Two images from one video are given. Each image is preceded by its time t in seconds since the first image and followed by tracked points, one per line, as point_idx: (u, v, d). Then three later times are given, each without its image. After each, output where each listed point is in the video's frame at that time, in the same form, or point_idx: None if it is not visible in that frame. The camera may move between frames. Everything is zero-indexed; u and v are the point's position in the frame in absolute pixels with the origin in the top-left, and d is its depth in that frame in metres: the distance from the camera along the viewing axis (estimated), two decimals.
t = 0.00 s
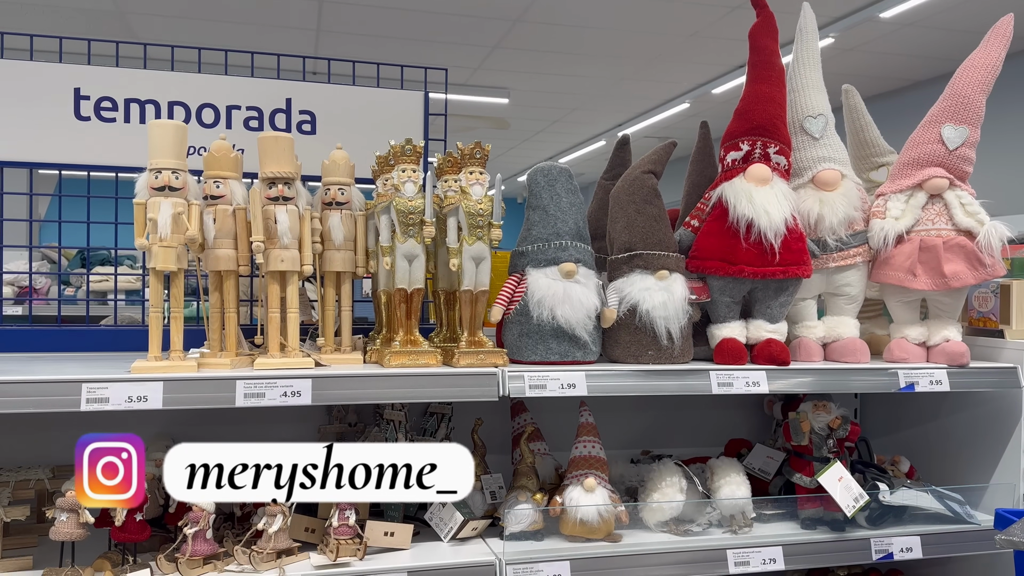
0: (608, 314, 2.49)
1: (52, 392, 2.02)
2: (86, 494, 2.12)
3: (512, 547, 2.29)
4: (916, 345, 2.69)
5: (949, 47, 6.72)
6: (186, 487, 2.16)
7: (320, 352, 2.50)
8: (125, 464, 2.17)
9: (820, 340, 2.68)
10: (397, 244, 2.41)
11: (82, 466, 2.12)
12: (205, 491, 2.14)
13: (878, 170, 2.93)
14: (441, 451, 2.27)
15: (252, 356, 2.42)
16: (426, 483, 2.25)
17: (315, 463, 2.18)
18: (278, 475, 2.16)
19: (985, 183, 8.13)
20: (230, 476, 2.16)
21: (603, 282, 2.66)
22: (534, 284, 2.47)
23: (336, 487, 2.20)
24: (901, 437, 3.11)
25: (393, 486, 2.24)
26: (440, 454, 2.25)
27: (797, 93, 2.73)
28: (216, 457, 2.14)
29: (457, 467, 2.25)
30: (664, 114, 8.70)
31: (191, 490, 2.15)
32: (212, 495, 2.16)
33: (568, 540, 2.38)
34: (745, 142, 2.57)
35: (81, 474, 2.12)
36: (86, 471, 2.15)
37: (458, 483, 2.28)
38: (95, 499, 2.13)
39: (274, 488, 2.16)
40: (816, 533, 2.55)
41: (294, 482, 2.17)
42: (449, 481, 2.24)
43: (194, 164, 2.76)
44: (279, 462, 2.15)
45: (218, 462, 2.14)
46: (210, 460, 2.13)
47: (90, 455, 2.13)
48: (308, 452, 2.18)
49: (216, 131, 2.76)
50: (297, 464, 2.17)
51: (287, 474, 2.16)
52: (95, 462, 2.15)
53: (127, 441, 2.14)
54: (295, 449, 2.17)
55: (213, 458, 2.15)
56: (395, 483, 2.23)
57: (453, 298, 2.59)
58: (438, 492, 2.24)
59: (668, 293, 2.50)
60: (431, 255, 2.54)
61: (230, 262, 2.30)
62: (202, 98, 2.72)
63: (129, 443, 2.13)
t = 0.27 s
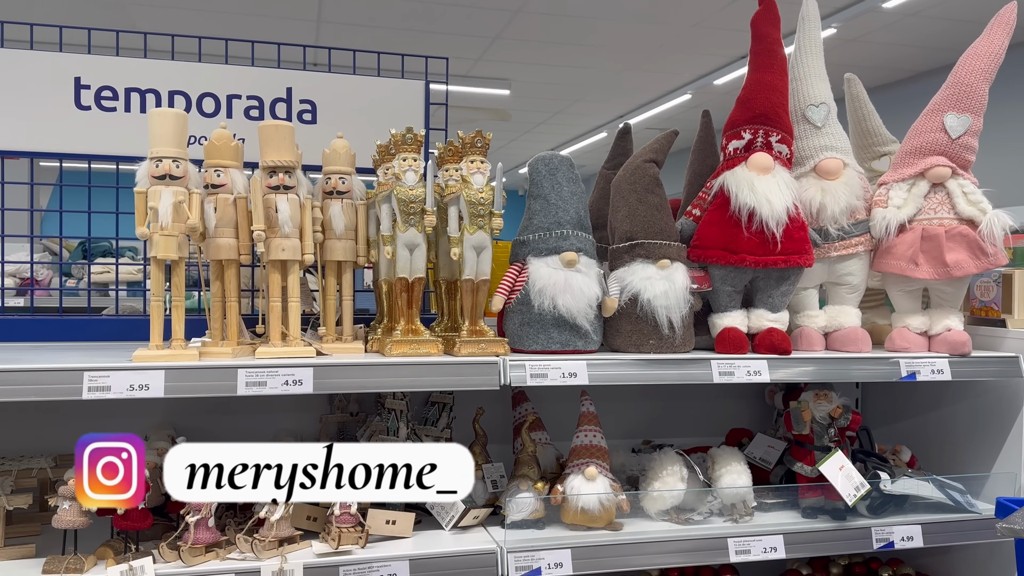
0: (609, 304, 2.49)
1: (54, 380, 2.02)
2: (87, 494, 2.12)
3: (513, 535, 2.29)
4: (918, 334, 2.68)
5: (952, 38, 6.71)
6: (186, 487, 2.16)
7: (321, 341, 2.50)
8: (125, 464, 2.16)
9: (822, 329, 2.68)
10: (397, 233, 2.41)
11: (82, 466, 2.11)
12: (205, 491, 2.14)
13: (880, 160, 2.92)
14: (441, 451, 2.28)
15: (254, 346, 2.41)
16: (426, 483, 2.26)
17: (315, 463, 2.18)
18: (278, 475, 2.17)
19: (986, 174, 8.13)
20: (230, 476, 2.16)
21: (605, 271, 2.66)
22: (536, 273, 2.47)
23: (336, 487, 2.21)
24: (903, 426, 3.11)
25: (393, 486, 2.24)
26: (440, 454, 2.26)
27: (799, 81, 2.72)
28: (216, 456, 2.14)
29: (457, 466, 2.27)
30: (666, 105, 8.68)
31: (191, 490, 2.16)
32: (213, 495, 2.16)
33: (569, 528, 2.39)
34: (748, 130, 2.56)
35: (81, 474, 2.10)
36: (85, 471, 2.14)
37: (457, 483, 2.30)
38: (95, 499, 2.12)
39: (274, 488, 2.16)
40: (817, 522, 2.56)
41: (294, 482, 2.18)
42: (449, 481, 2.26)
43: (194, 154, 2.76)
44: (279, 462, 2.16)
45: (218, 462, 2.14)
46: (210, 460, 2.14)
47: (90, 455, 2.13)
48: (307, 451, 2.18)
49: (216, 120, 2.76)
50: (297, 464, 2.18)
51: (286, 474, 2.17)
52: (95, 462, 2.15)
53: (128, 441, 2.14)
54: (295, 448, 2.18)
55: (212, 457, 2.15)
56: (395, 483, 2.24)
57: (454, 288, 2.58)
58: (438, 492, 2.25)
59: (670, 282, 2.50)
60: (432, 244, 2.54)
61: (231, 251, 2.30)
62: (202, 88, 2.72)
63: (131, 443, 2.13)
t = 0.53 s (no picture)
0: (611, 292, 2.48)
1: (56, 367, 2.02)
2: (87, 494, 2.12)
3: (516, 523, 2.30)
4: (921, 323, 2.67)
5: (956, 27, 6.68)
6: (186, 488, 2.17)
7: (322, 330, 2.50)
8: (125, 465, 2.16)
9: (824, 317, 2.67)
10: (399, 221, 2.40)
11: (82, 466, 2.11)
12: (205, 491, 2.15)
13: (884, 148, 2.91)
14: (441, 451, 2.30)
15: (255, 334, 2.40)
16: (426, 483, 2.29)
17: (315, 463, 2.19)
18: (278, 475, 2.18)
19: (988, 165, 8.13)
20: (230, 476, 2.16)
21: (606, 259, 2.64)
22: (537, 261, 2.46)
23: (336, 487, 2.21)
24: (905, 415, 3.10)
25: (393, 486, 2.25)
26: (440, 454, 2.28)
27: (802, 68, 2.71)
28: (216, 457, 2.16)
29: (457, 467, 2.30)
30: (668, 96, 8.66)
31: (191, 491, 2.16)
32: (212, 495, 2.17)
33: (570, 516, 2.39)
34: (750, 118, 2.55)
35: (81, 474, 2.10)
36: (85, 471, 2.14)
37: (457, 483, 2.32)
38: (95, 499, 2.12)
39: (274, 489, 2.17)
40: (819, 510, 2.56)
41: (294, 482, 2.19)
42: (449, 481, 2.28)
43: (194, 142, 2.75)
44: (279, 462, 2.17)
45: (218, 462, 2.16)
46: (210, 460, 2.15)
47: (90, 456, 2.13)
48: (307, 451, 2.19)
49: (217, 108, 2.75)
50: (297, 464, 2.19)
51: (286, 475, 2.18)
52: (95, 462, 2.15)
53: (128, 441, 2.15)
54: (295, 448, 2.19)
55: (213, 458, 2.17)
56: (396, 484, 2.25)
57: (456, 276, 2.57)
58: (438, 492, 2.28)
59: (671, 270, 2.49)
60: (433, 232, 2.54)
61: (232, 238, 2.29)
62: (202, 75, 2.70)
63: (130, 443, 2.13)
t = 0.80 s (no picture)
0: (613, 280, 2.47)
1: (56, 354, 2.02)
2: (87, 494, 2.10)
3: (517, 511, 2.29)
4: (924, 311, 2.67)
5: (961, 16, 6.64)
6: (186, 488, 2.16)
7: (324, 317, 2.49)
8: (125, 465, 2.15)
9: (827, 305, 2.66)
10: (400, 208, 2.39)
11: (82, 465, 2.10)
12: (205, 491, 2.14)
13: (887, 135, 2.89)
14: (440, 451, 2.30)
15: (256, 322, 2.39)
16: (425, 483, 2.30)
17: (315, 463, 2.21)
18: (278, 475, 2.19)
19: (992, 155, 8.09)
20: (230, 476, 2.18)
21: (608, 247, 2.63)
22: (539, 249, 2.45)
23: (336, 487, 2.22)
24: (907, 404, 3.09)
25: (393, 486, 2.26)
26: (439, 454, 2.28)
27: (806, 55, 2.69)
28: (216, 457, 2.18)
29: (457, 466, 2.29)
30: (671, 86, 8.64)
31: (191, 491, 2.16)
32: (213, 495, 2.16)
33: (571, 503, 2.39)
34: (754, 104, 2.53)
35: (81, 473, 2.09)
36: (84, 471, 2.12)
37: (457, 483, 2.32)
38: (95, 499, 2.10)
39: (274, 488, 2.18)
40: (821, 498, 2.55)
41: (294, 482, 2.20)
42: (449, 481, 2.28)
43: (195, 129, 2.74)
44: (279, 462, 2.19)
45: (218, 462, 2.17)
46: (210, 460, 2.17)
47: (90, 455, 2.12)
48: (307, 451, 2.21)
49: (217, 95, 2.74)
50: (297, 464, 2.20)
51: (286, 475, 2.19)
52: (94, 462, 2.14)
53: (128, 441, 2.15)
54: (295, 448, 2.21)
55: (213, 458, 2.19)
56: (395, 483, 2.26)
57: (457, 264, 2.56)
58: (439, 492, 2.28)
59: (674, 258, 2.48)
60: (434, 219, 2.53)
61: (233, 225, 2.28)
62: (202, 62, 2.69)
63: (131, 442, 2.13)
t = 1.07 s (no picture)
0: (615, 268, 2.47)
1: (57, 340, 2.01)
2: (87, 494, 2.07)
3: (519, 498, 2.29)
4: (926, 300, 2.66)
5: (966, 5, 6.61)
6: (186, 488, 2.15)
7: (325, 305, 2.48)
8: (125, 465, 2.13)
9: (830, 294, 2.65)
10: (402, 195, 2.39)
11: (82, 465, 2.08)
12: (206, 491, 2.14)
13: (891, 124, 2.88)
14: (440, 451, 2.32)
15: (258, 309, 2.39)
16: (425, 483, 2.30)
17: (315, 463, 2.21)
18: (278, 475, 2.18)
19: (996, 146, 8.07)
20: (230, 476, 2.17)
21: (610, 234, 2.62)
22: (541, 237, 2.44)
23: (336, 488, 2.23)
24: (910, 393, 3.08)
25: (393, 486, 2.28)
26: (439, 454, 2.30)
27: (810, 42, 2.67)
28: (217, 456, 2.18)
29: (457, 466, 2.31)
30: (674, 75, 8.61)
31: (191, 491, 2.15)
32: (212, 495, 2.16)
33: (573, 491, 2.39)
34: (757, 92, 2.52)
35: (81, 473, 2.07)
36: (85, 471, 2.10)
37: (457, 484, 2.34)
38: (95, 499, 2.08)
39: (274, 488, 2.17)
40: (822, 486, 2.55)
41: (294, 482, 2.19)
42: (450, 481, 2.30)
43: (195, 117, 2.73)
44: (279, 462, 2.19)
45: (218, 462, 2.17)
46: (210, 460, 2.17)
47: (90, 455, 2.11)
48: (307, 451, 2.22)
49: (218, 83, 2.73)
50: (297, 464, 2.21)
51: (286, 475, 2.19)
52: (94, 462, 2.12)
53: (128, 441, 2.13)
54: (295, 448, 2.21)
55: (213, 458, 2.19)
56: (395, 483, 2.28)
57: (459, 252, 2.56)
58: (438, 492, 2.29)
59: (676, 246, 2.47)
60: (435, 207, 2.53)
61: (234, 212, 2.28)
62: (203, 49, 2.68)
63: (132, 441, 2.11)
